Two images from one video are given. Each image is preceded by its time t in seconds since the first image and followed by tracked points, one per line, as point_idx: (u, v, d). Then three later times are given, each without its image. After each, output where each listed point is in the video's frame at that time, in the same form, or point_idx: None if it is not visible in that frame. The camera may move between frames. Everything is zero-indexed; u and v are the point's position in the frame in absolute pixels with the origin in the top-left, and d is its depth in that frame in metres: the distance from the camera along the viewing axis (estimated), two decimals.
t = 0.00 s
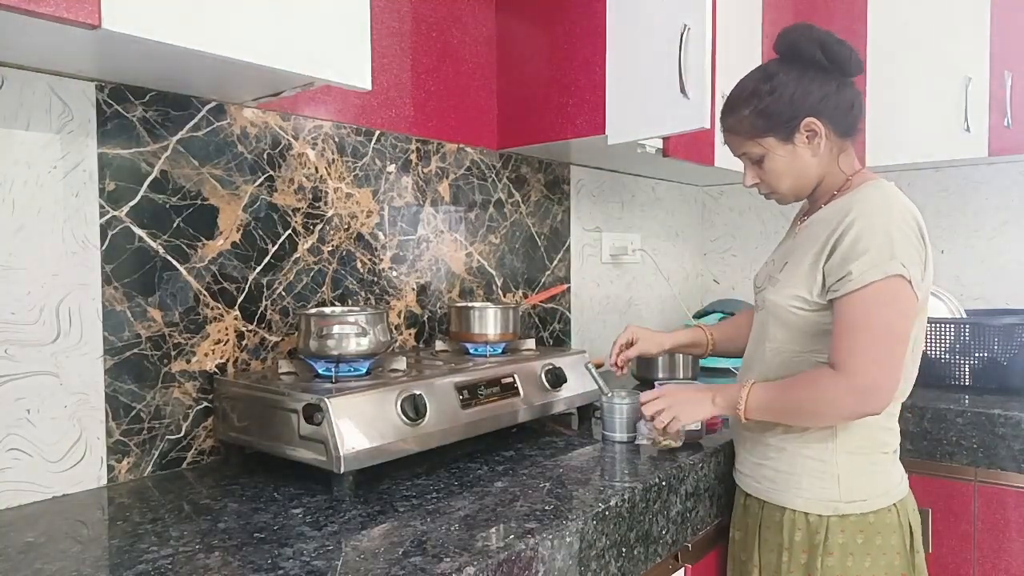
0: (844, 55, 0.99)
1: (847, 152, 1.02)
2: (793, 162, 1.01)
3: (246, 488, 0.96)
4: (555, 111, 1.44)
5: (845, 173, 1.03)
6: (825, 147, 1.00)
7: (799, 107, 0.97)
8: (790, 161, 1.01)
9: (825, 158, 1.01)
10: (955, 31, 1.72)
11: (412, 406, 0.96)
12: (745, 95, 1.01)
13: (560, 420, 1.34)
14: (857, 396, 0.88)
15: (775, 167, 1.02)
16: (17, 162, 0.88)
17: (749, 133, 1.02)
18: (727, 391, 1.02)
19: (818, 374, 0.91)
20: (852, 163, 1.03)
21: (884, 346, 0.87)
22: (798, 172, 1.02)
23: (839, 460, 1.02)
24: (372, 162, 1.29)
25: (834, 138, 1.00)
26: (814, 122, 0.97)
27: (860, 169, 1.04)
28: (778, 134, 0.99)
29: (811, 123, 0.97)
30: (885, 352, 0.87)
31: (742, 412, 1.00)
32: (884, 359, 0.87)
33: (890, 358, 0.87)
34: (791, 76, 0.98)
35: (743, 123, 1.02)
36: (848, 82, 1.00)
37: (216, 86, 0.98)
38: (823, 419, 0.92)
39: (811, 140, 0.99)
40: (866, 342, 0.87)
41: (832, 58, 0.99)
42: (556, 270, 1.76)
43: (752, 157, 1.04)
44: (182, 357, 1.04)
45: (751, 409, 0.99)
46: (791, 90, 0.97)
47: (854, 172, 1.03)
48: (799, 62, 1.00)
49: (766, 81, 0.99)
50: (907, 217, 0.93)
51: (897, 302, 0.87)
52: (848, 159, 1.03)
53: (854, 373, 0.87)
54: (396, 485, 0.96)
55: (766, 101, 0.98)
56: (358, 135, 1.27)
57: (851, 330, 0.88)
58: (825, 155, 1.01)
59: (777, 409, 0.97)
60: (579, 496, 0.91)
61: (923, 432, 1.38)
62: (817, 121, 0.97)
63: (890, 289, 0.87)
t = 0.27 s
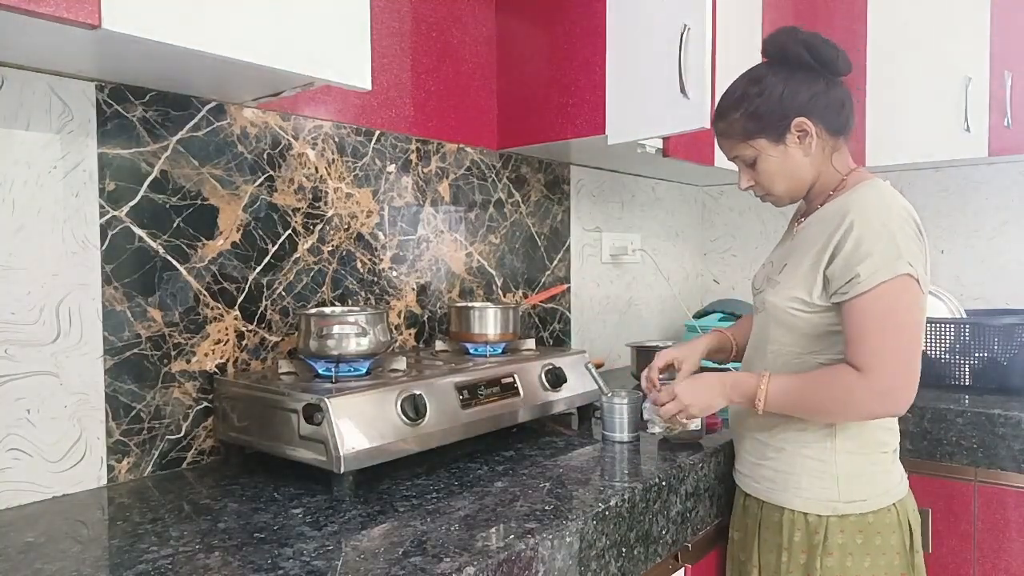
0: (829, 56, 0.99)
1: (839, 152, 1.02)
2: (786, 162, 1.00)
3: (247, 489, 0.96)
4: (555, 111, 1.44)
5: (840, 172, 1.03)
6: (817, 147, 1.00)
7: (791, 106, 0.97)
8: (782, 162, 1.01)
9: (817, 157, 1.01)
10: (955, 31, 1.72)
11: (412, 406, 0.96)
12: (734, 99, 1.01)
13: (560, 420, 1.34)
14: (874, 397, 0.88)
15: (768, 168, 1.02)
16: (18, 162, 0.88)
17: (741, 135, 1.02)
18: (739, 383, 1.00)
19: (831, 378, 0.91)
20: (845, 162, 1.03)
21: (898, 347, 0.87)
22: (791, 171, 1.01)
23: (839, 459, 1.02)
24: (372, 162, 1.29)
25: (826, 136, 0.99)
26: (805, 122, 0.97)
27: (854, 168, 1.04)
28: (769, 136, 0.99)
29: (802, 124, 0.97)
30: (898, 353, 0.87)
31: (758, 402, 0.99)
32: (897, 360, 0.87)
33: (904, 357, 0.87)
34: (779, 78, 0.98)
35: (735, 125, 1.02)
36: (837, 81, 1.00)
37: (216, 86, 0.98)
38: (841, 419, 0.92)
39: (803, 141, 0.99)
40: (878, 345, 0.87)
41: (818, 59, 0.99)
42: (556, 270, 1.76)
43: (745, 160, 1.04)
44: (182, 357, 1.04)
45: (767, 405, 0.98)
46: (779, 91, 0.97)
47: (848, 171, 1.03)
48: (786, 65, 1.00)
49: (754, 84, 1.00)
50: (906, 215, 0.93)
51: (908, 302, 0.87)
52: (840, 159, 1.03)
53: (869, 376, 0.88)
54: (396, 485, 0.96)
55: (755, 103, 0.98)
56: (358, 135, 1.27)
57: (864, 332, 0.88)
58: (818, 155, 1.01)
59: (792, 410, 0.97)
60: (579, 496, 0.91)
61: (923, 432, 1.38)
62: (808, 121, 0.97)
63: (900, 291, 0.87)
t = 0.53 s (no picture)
0: (835, 53, 0.99)
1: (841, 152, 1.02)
2: (788, 159, 1.00)
3: (247, 488, 0.96)
4: (556, 110, 1.44)
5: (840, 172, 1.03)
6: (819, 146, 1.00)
7: (792, 104, 0.97)
8: (784, 160, 1.01)
9: (820, 156, 1.01)
10: (955, 31, 1.72)
11: (412, 406, 0.96)
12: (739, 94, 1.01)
13: (560, 420, 1.34)
14: (876, 400, 0.89)
15: (770, 166, 1.02)
16: (17, 162, 0.88)
17: (744, 131, 1.02)
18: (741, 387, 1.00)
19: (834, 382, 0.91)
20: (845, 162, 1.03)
21: (900, 350, 0.87)
22: (793, 170, 1.01)
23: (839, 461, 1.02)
24: (372, 162, 1.30)
25: (829, 135, 0.99)
26: (808, 120, 0.97)
27: (855, 169, 1.04)
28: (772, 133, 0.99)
29: (806, 121, 0.97)
30: (901, 355, 0.87)
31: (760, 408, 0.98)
32: (898, 362, 0.87)
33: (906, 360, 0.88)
34: (784, 75, 0.98)
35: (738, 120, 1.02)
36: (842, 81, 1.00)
37: (216, 86, 0.98)
38: (844, 421, 0.93)
39: (807, 139, 0.99)
40: (881, 348, 0.87)
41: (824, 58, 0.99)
42: (556, 270, 1.76)
43: (747, 157, 1.04)
44: (182, 357, 1.04)
45: (769, 407, 0.97)
46: (784, 87, 0.97)
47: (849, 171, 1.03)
48: (791, 61, 1.00)
49: (758, 80, 1.00)
50: (906, 216, 0.93)
51: (910, 304, 0.87)
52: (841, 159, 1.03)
53: (872, 379, 0.88)
54: (396, 485, 0.96)
55: (760, 99, 0.98)
56: (358, 135, 1.27)
57: (867, 335, 0.88)
58: (820, 154, 1.01)
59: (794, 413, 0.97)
60: (579, 496, 0.91)
61: (923, 432, 1.38)
62: (811, 119, 0.97)
63: (902, 293, 0.87)
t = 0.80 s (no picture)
0: (837, 52, 0.99)
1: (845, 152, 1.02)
2: (790, 153, 1.01)
3: (247, 488, 0.96)
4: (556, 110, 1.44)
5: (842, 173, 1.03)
6: (822, 141, 1.00)
7: (795, 99, 0.97)
8: (786, 151, 1.01)
9: (822, 152, 1.01)
10: (955, 31, 1.72)
11: (412, 406, 0.96)
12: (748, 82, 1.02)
13: (560, 420, 1.34)
14: (874, 399, 0.88)
15: (771, 156, 1.02)
16: (17, 162, 0.88)
17: (749, 119, 1.02)
18: (739, 381, 1.00)
19: (831, 381, 0.91)
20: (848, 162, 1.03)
21: (898, 349, 0.87)
22: (794, 164, 1.02)
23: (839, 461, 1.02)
24: (372, 162, 1.29)
25: (833, 131, 0.99)
26: (814, 113, 0.97)
27: (857, 169, 1.03)
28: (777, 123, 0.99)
29: (811, 115, 0.97)
30: (898, 355, 0.87)
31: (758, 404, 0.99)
32: (896, 361, 0.87)
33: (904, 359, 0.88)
34: (795, 67, 0.98)
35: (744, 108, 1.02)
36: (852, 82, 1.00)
37: (217, 86, 0.98)
38: (842, 421, 0.92)
39: (811, 133, 0.99)
40: (879, 348, 0.87)
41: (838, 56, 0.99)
42: (556, 270, 1.76)
43: (749, 145, 1.04)
44: (182, 357, 1.04)
45: (766, 403, 0.98)
46: (794, 79, 0.97)
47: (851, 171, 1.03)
48: (805, 52, 1.00)
49: (768, 70, 1.00)
50: (905, 217, 0.93)
51: (908, 304, 0.87)
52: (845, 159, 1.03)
53: (870, 378, 0.88)
54: (395, 485, 0.96)
55: (768, 89, 0.99)
56: (358, 135, 1.27)
57: (864, 334, 0.88)
58: (823, 149, 1.01)
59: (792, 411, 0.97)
60: (579, 496, 0.91)
61: (923, 432, 1.38)
62: (817, 113, 0.97)
63: (900, 293, 0.87)
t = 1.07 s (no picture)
0: (839, 51, 0.98)
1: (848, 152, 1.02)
2: (794, 146, 1.01)
3: (246, 488, 0.96)
4: (556, 109, 1.44)
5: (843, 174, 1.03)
6: (825, 137, 1.00)
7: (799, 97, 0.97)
8: (790, 144, 1.01)
9: (825, 149, 1.01)
10: (955, 31, 1.72)
11: (412, 406, 0.96)
12: (764, 69, 1.02)
13: (560, 420, 1.34)
14: (872, 399, 0.88)
15: (774, 147, 1.02)
16: (17, 163, 0.88)
17: (757, 107, 1.02)
18: (735, 381, 1.00)
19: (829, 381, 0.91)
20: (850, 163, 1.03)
21: (897, 348, 0.87)
22: (797, 158, 1.02)
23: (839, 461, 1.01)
24: (372, 162, 1.29)
25: (838, 130, 0.99)
26: (820, 109, 0.97)
27: (858, 170, 1.03)
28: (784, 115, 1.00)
29: (817, 110, 0.97)
30: (897, 354, 0.87)
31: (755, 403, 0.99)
32: (895, 361, 0.87)
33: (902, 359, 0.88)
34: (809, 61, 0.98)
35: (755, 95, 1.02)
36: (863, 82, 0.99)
37: (217, 86, 0.98)
38: (839, 420, 0.93)
39: (817, 129, 0.99)
40: (877, 347, 0.87)
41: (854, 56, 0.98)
42: (556, 270, 1.76)
43: (755, 134, 1.05)
44: (182, 357, 1.04)
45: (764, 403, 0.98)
46: (807, 71, 0.97)
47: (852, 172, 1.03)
48: (823, 49, 1.00)
49: (785, 60, 1.00)
50: (904, 216, 0.93)
51: (906, 304, 0.87)
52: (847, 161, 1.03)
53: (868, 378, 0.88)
54: (396, 485, 0.96)
55: (780, 78, 0.99)
56: (358, 135, 1.27)
57: (862, 334, 0.88)
58: (827, 146, 1.01)
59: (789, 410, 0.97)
60: (579, 496, 0.91)
61: (923, 432, 1.39)
62: (824, 110, 0.97)
63: (898, 292, 0.87)
